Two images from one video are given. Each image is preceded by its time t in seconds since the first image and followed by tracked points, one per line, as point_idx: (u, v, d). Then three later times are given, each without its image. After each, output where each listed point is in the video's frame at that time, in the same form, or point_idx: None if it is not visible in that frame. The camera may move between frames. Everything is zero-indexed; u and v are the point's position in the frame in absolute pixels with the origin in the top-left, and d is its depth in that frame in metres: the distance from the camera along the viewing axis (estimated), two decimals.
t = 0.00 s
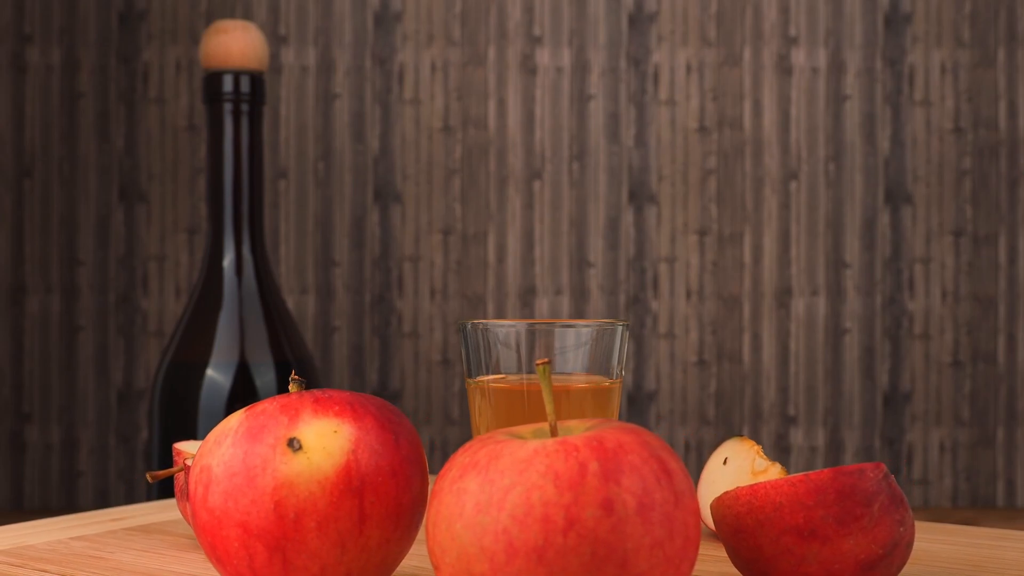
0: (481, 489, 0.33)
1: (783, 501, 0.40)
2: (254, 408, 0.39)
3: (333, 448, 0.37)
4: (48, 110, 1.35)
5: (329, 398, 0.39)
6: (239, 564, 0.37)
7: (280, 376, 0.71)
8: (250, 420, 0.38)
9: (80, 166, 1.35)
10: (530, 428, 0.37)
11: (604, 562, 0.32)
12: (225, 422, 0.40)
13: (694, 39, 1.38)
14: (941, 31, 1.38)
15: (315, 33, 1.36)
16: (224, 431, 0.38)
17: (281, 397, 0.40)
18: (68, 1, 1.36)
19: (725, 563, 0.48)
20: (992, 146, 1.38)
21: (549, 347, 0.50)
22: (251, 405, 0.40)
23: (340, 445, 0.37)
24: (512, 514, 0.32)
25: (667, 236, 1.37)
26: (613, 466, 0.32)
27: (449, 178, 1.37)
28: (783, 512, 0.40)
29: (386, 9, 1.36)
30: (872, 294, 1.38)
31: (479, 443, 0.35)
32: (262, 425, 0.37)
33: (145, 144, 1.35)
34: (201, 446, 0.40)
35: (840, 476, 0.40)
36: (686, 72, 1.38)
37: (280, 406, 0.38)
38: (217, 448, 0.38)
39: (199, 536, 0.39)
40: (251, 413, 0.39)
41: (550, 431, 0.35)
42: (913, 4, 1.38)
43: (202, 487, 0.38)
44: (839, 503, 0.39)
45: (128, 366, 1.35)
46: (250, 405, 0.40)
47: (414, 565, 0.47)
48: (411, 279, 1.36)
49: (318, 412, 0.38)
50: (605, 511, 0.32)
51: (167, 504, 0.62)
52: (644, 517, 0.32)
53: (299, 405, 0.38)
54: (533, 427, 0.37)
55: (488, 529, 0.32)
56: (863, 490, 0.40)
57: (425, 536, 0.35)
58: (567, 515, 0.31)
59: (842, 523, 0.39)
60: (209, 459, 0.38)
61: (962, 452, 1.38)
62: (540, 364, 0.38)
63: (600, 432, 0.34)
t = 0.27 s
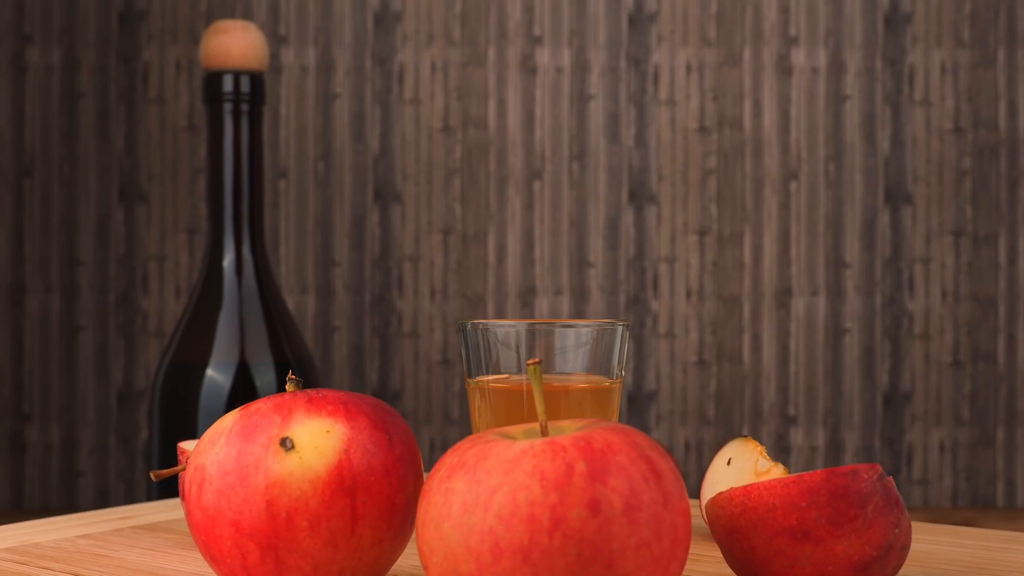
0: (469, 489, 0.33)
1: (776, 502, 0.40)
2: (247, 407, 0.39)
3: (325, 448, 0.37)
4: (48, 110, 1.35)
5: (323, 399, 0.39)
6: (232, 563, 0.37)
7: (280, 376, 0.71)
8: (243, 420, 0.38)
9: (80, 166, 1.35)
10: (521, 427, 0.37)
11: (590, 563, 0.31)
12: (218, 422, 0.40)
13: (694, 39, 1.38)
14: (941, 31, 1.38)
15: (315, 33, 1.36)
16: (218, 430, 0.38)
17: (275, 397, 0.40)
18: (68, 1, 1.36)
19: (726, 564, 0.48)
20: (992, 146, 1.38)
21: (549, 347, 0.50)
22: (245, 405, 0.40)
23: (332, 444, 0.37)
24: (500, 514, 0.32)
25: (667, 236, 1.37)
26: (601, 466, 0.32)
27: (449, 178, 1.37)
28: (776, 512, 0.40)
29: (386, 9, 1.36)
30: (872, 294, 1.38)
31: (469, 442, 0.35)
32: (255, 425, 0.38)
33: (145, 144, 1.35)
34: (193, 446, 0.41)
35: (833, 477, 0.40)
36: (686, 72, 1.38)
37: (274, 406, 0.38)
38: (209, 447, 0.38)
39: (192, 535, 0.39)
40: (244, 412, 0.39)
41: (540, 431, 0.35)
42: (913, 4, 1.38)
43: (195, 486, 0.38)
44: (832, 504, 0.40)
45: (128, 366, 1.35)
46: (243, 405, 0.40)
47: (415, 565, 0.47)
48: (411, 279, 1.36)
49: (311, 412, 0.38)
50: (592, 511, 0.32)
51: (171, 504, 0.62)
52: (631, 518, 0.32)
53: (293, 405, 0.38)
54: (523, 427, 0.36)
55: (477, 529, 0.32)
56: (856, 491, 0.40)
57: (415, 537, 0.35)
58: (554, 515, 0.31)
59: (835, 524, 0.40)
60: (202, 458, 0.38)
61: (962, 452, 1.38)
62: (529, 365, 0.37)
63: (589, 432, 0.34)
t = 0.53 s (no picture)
0: (454, 489, 0.33)
1: (768, 503, 0.41)
2: (243, 407, 0.40)
3: (317, 448, 0.38)
4: (48, 110, 1.34)
5: (317, 398, 0.40)
6: (227, 560, 0.39)
7: (280, 376, 0.71)
8: (237, 420, 0.39)
9: (80, 166, 1.35)
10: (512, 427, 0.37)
11: (576, 563, 0.32)
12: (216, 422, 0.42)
13: (694, 39, 1.38)
14: (941, 31, 1.38)
15: (315, 33, 1.35)
16: (214, 430, 0.40)
17: (270, 396, 0.41)
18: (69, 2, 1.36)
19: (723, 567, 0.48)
20: (992, 146, 1.38)
21: (549, 347, 0.51)
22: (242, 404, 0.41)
23: (324, 444, 0.38)
24: (484, 514, 0.32)
25: (667, 236, 1.37)
26: (586, 467, 0.33)
27: (449, 178, 1.37)
28: (768, 514, 0.40)
29: (386, 9, 1.36)
30: (872, 295, 1.38)
31: (458, 442, 0.36)
32: (249, 424, 0.39)
33: (145, 144, 1.35)
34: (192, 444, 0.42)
35: (826, 478, 0.40)
36: (686, 72, 1.38)
37: (268, 406, 0.39)
38: (205, 446, 0.39)
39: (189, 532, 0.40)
40: (239, 412, 0.40)
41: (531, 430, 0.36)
42: (913, 4, 1.38)
43: (191, 484, 0.39)
44: (824, 505, 0.40)
45: (129, 366, 1.35)
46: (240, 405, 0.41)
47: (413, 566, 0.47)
48: (410, 279, 1.36)
49: (305, 412, 0.39)
50: (577, 512, 0.32)
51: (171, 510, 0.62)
52: (617, 519, 0.32)
53: (286, 404, 0.39)
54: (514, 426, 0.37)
55: (461, 529, 0.32)
56: (849, 493, 0.40)
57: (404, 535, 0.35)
58: (539, 515, 0.32)
59: (827, 526, 0.40)
60: (198, 457, 0.39)
61: (962, 452, 1.38)
62: (522, 364, 0.38)
63: (577, 432, 0.34)
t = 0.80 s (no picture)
0: (443, 488, 0.34)
1: (761, 505, 0.41)
2: (238, 407, 0.41)
3: (309, 447, 0.38)
4: (48, 110, 1.34)
5: (312, 398, 0.41)
6: (221, 560, 0.39)
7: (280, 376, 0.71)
8: (232, 419, 0.40)
9: (80, 166, 1.35)
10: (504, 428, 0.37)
11: (563, 563, 0.32)
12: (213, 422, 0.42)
13: (694, 39, 1.38)
14: (941, 31, 1.38)
15: (315, 33, 1.35)
16: (209, 430, 0.40)
17: (266, 396, 0.41)
18: (68, 2, 1.36)
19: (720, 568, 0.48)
20: (992, 146, 1.38)
21: (549, 346, 0.51)
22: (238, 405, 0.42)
23: (317, 443, 0.39)
24: (472, 514, 0.33)
25: (667, 236, 1.37)
26: (575, 467, 0.33)
27: (449, 178, 1.36)
28: (761, 515, 0.41)
29: (386, 9, 1.36)
30: (872, 295, 1.38)
31: (450, 442, 0.36)
32: (243, 424, 0.39)
33: (145, 144, 1.35)
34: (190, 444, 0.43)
35: (819, 479, 0.40)
36: (686, 72, 1.38)
37: (263, 405, 0.40)
38: (200, 446, 0.40)
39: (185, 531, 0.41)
40: (234, 411, 0.40)
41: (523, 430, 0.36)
42: (913, 4, 1.38)
43: (186, 482, 0.40)
44: (817, 506, 0.40)
45: (128, 366, 1.35)
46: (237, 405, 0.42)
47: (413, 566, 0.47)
48: (411, 279, 1.36)
49: (298, 411, 0.39)
50: (565, 512, 0.32)
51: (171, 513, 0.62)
52: (604, 519, 0.33)
53: (280, 404, 0.40)
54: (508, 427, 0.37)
55: (449, 529, 0.33)
56: (843, 494, 0.40)
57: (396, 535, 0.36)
58: (526, 515, 0.32)
59: (820, 527, 0.40)
60: (193, 456, 0.40)
61: (962, 452, 1.38)
62: (513, 364, 0.37)
63: (568, 432, 0.35)
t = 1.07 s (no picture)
0: (428, 488, 0.36)
1: (753, 506, 0.42)
2: (233, 408, 0.43)
3: (301, 446, 0.41)
4: (48, 110, 1.34)
5: (305, 399, 0.43)
6: (216, 557, 0.41)
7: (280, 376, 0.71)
8: (227, 420, 0.42)
9: (80, 166, 1.35)
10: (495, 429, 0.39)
11: (547, 562, 0.34)
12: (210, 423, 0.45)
13: (694, 39, 1.38)
14: (941, 31, 1.38)
15: (315, 33, 1.35)
16: (205, 430, 0.43)
17: (261, 397, 0.44)
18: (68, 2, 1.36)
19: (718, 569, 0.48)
20: (992, 146, 1.38)
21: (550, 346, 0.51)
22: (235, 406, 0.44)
23: (309, 443, 0.41)
24: (457, 514, 0.34)
25: (667, 236, 1.37)
26: (558, 468, 0.35)
27: (449, 178, 1.36)
28: (754, 517, 0.42)
29: (386, 9, 1.36)
30: (872, 295, 1.38)
31: (438, 442, 0.38)
32: (238, 424, 0.42)
33: (145, 144, 1.35)
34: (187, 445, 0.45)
35: (811, 481, 0.42)
36: (686, 72, 1.38)
37: (257, 406, 0.42)
38: (196, 445, 0.42)
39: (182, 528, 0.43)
40: (230, 412, 0.43)
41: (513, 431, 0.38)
42: (913, 4, 1.38)
43: (182, 481, 0.42)
44: (809, 508, 0.41)
45: (128, 366, 1.35)
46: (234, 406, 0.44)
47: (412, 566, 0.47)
48: (411, 279, 1.36)
49: (291, 412, 0.42)
50: (548, 512, 0.34)
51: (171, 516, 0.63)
52: (590, 519, 0.34)
53: (274, 405, 0.42)
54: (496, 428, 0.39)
55: (433, 529, 0.35)
56: (835, 495, 0.41)
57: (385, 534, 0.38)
58: (509, 515, 0.34)
59: (812, 528, 0.41)
60: (188, 455, 0.42)
61: (962, 452, 1.38)
62: (503, 364, 0.38)
63: (552, 433, 0.36)
